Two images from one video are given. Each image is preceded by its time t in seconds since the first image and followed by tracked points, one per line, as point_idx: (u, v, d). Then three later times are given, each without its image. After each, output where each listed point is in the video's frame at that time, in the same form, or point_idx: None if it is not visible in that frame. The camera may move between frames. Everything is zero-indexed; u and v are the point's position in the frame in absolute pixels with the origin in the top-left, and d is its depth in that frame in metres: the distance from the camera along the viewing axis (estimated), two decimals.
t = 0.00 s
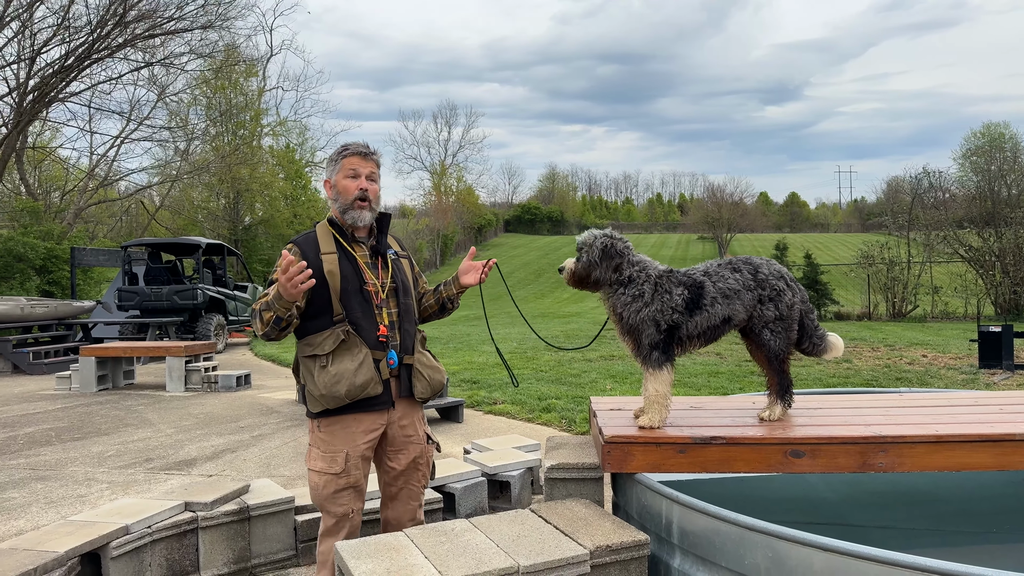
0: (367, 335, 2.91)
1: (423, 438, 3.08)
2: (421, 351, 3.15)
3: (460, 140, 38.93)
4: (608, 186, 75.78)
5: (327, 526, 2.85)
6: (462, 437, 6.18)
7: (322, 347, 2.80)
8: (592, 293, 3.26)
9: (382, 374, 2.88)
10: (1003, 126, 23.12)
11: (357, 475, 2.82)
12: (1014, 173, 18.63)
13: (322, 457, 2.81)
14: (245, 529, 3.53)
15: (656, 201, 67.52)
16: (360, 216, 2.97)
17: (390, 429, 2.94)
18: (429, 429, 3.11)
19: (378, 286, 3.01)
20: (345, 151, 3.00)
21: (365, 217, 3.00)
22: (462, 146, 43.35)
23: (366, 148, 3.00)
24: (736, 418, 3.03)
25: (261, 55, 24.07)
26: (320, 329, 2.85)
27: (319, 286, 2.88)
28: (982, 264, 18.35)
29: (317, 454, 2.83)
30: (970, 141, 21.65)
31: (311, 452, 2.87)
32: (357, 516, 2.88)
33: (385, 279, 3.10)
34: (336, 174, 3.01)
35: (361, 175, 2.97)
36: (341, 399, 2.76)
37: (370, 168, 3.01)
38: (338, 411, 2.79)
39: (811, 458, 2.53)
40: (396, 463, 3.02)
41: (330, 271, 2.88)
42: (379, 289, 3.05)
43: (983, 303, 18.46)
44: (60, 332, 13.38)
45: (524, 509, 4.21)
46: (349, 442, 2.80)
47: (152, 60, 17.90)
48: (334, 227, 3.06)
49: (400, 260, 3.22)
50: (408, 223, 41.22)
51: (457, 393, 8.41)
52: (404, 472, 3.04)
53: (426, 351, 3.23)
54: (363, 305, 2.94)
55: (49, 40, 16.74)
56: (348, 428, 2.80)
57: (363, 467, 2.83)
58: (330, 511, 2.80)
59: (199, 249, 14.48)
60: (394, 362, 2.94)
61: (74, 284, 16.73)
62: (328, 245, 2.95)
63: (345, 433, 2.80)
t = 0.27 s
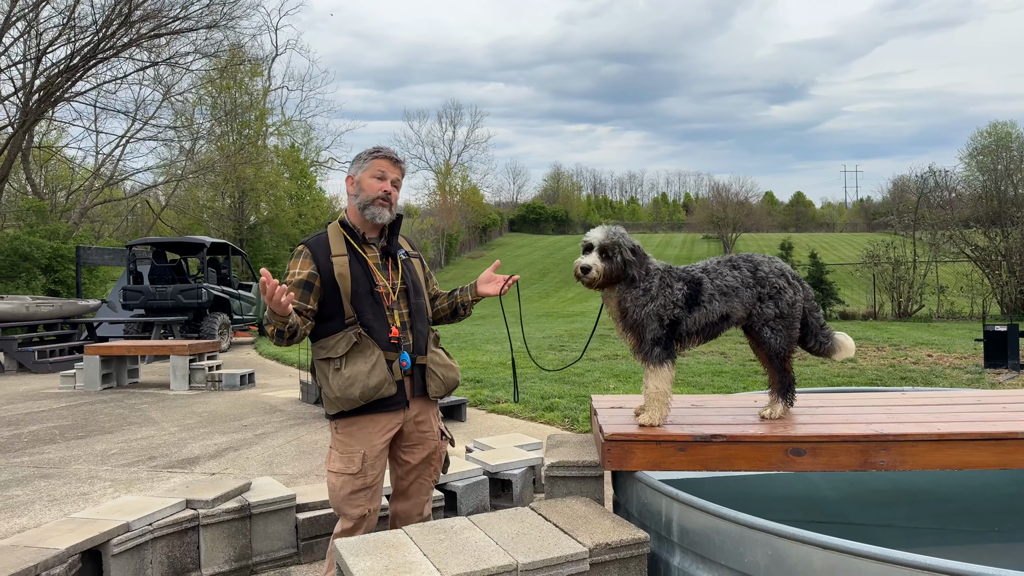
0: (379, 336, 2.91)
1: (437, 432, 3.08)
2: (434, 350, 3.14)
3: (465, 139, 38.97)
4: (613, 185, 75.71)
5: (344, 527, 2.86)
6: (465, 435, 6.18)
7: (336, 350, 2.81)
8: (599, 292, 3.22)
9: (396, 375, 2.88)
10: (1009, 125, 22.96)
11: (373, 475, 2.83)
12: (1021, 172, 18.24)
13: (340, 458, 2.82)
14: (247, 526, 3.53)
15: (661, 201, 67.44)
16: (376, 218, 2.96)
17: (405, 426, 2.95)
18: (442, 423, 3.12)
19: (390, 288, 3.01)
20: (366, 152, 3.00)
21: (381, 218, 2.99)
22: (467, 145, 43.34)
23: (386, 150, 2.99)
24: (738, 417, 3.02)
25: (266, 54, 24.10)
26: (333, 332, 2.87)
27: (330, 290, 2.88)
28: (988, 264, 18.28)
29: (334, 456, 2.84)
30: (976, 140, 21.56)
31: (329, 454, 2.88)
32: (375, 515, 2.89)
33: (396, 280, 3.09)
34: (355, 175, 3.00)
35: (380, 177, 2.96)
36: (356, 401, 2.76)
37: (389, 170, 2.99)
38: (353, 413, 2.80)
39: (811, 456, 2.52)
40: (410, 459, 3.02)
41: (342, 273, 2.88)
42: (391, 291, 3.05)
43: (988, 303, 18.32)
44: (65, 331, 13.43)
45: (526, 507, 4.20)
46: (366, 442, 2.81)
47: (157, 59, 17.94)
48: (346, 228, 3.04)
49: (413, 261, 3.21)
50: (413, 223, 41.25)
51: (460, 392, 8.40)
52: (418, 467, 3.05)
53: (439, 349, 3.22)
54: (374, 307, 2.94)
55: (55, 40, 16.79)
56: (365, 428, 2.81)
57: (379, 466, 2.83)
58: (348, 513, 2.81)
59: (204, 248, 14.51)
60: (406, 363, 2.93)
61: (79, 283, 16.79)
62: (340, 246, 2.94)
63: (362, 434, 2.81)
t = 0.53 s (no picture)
0: (387, 337, 2.91)
1: (442, 432, 3.08)
2: (443, 350, 3.13)
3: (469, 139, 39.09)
4: (618, 185, 75.65)
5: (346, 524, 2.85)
6: (468, 435, 6.18)
7: (344, 348, 2.81)
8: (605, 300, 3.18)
9: (403, 375, 2.88)
10: (1014, 124, 22.86)
11: (378, 473, 2.82)
12: None
13: (345, 454, 2.82)
14: (248, 526, 3.53)
15: (666, 200, 67.37)
16: (385, 218, 2.94)
17: (411, 424, 2.95)
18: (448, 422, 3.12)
19: (398, 288, 3.00)
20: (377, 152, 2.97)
21: (391, 220, 2.98)
22: (471, 145, 43.34)
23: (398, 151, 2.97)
24: (739, 417, 3.01)
25: (271, 54, 24.14)
26: (342, 330, 2.87)
27: (340, 290, 2.88)
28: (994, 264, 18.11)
29: (339, 452, 2.84)
30: (982, 140, 21.49)
31: (334, 450, 2.88)
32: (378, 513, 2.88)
33: (404, 280, 3.09)
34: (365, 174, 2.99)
35: (390, 178, 2.94)
36: (362, 400, 2.76)
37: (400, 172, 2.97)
38: (359, 412, 2.80)
39: (812, 456, 2.51)
40: (415, 457, 3.02)
41: (351, 274, 2.88)
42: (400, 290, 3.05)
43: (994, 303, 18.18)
44: (70, 330, 13.46)
45: (527, 507, 4.20)
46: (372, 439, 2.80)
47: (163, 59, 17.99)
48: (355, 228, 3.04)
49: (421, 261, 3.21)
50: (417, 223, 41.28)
51: (463, 392, 8.40)
52: (424, 465, 3.05)
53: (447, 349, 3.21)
54: (383, 306, 2.93)
55: (60, 40, 16.84)
56: (370, 425, 2.81)
57: (384, 464, 2.83)
58: (351, 510, 2.80)
59: (208, 248, 14.54)
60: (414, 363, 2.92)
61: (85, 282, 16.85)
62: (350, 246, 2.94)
63: (367, 431, 2.81)
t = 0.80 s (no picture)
0: (392, 336, 2.91)
1: (446, 431, 3.08)
2: (448, 350, 3.13)
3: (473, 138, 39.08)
4: (622, 185, 75.61)
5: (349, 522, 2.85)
6: (470, 435, 6.19)
7: (350, 346, 2.82)
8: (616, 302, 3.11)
9: (407, 374, 2.88)
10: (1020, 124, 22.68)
11: (380, 470, 2.82)
12: None
13: (348, 451, 2.82)
14: (250, 525, 3.54)
15: (670, 200, 67.30)
16: (391, 217, 2.94)
17: (415, 422, 2.95)
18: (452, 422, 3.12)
19: (404, 288, 3.00)
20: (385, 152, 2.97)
21: (398, 219, 2.98)
22: (476, 144, 43.35)
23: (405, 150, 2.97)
24: (741, 417, 3.00)
25: (275, 54, 24.18)
26: (347, 329, 2.87)
27: (346, 289, 2.89)
28: (1000, 263, 17.78)
29: (342, 450, 2.84)
30: (988, 139, 21.41)
31: (339, 447, 2.88)
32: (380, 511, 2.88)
33: (411, 280, 3.09)
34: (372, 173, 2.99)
35: (397, 177, 2.95)
36: (366, 398, 2.76)
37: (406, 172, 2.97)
38: (363, 409, 2.80)
39: (814, 456, 2.50)
40: (419, 456, 3.02)
41: (358, 272, 2.88)
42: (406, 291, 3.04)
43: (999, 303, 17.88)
44: (75, 330, 13.50)
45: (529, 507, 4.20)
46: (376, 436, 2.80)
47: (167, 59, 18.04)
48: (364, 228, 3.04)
49: (428, 260, 3.20)
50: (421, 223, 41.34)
51: (466, 392, 8.39)
52: (427, 464, 3.04)
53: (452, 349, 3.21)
54: (389, 306, 2.93)
55: (65, 40, 16.89)
56: (373, 423, 2.81)
57: (386, 461, 2.82)
58: (353, 507, 2.80)
59: (213, 247, 14.56)
60: (419, 363, 2.92)
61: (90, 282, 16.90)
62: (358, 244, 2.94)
63: (370, 429, 2.81)
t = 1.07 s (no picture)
0: (389, 335, 2.91)
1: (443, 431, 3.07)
2: (446, 350, 3.12)
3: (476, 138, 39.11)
4: (625, 184, 75.59)
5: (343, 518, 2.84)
6: (471, 434, 6.20)
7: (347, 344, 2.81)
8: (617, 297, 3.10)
9: (402, 375, 2.89)
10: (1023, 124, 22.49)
11: (375, 467, 2.82)
12: None
13: (344, 448, 2.82)
14: (250, 524, 3.54)
15: (673, 200, 67.26)
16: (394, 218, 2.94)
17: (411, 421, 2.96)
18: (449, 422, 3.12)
19: (403, 288, 3.01)
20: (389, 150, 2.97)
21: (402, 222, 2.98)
22: (478, 144, 43.36)
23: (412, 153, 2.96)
24: (740, 416, 2.99)
25: (278, 54, 24.20)
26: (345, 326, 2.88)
27: (347, 286, 2.91)
28: (1004, 264, 17.51)
29: (338, 445, 2.85)
30: (992, 139, 21.34)
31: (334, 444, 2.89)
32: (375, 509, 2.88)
33: (411, 280, 3.09)
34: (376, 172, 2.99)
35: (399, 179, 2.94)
36: (359, 396, 2.76)
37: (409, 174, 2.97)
38: (357, 405, 2.81)
39: (813, 456, 2.49)
40: (415, 455, 3.03)
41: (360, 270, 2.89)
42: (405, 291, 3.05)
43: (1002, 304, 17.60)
44: (78, 329, 13.54)
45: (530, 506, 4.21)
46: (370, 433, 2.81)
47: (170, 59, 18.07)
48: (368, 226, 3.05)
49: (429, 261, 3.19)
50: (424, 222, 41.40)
51: (467, 392, 8.39)
52: (423, 463, 3.05)
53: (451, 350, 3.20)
54: (387, 304, 2.93)
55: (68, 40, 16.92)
56: (370, 420, 2.81)
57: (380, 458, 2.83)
58: (347, 504, 2.80)
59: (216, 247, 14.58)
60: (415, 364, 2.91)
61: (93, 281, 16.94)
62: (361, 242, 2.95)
63: (365, 425, 2.81)
